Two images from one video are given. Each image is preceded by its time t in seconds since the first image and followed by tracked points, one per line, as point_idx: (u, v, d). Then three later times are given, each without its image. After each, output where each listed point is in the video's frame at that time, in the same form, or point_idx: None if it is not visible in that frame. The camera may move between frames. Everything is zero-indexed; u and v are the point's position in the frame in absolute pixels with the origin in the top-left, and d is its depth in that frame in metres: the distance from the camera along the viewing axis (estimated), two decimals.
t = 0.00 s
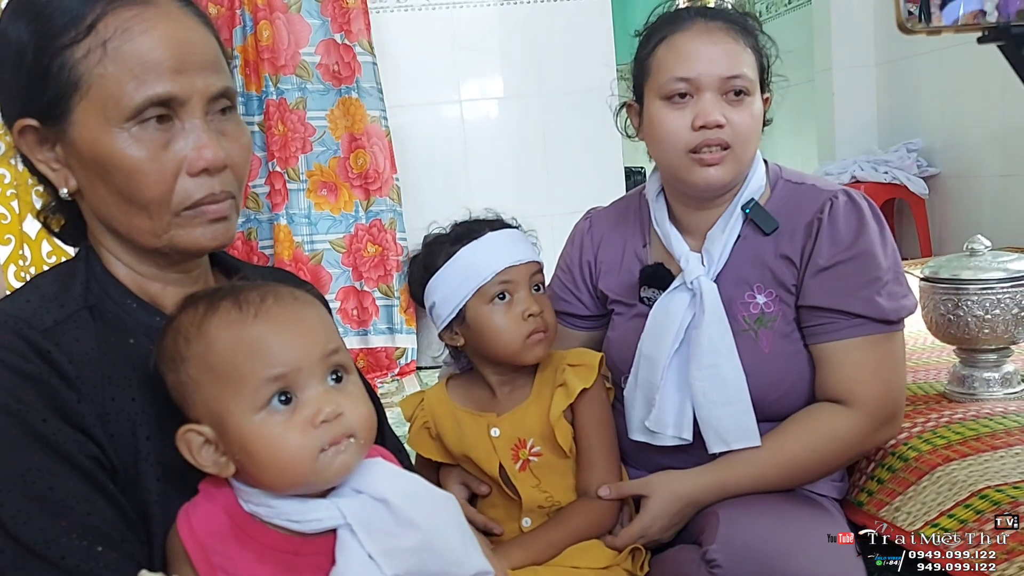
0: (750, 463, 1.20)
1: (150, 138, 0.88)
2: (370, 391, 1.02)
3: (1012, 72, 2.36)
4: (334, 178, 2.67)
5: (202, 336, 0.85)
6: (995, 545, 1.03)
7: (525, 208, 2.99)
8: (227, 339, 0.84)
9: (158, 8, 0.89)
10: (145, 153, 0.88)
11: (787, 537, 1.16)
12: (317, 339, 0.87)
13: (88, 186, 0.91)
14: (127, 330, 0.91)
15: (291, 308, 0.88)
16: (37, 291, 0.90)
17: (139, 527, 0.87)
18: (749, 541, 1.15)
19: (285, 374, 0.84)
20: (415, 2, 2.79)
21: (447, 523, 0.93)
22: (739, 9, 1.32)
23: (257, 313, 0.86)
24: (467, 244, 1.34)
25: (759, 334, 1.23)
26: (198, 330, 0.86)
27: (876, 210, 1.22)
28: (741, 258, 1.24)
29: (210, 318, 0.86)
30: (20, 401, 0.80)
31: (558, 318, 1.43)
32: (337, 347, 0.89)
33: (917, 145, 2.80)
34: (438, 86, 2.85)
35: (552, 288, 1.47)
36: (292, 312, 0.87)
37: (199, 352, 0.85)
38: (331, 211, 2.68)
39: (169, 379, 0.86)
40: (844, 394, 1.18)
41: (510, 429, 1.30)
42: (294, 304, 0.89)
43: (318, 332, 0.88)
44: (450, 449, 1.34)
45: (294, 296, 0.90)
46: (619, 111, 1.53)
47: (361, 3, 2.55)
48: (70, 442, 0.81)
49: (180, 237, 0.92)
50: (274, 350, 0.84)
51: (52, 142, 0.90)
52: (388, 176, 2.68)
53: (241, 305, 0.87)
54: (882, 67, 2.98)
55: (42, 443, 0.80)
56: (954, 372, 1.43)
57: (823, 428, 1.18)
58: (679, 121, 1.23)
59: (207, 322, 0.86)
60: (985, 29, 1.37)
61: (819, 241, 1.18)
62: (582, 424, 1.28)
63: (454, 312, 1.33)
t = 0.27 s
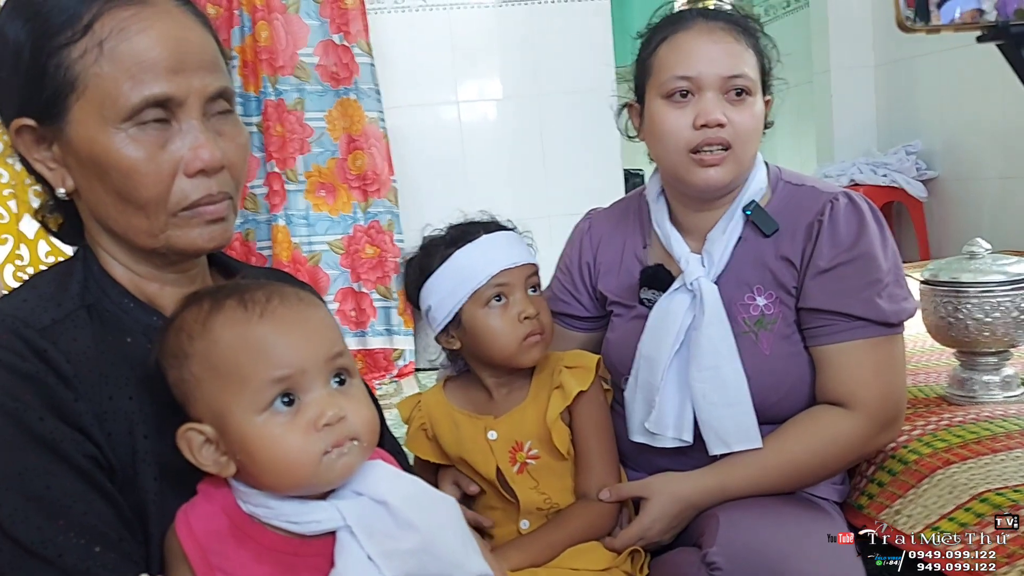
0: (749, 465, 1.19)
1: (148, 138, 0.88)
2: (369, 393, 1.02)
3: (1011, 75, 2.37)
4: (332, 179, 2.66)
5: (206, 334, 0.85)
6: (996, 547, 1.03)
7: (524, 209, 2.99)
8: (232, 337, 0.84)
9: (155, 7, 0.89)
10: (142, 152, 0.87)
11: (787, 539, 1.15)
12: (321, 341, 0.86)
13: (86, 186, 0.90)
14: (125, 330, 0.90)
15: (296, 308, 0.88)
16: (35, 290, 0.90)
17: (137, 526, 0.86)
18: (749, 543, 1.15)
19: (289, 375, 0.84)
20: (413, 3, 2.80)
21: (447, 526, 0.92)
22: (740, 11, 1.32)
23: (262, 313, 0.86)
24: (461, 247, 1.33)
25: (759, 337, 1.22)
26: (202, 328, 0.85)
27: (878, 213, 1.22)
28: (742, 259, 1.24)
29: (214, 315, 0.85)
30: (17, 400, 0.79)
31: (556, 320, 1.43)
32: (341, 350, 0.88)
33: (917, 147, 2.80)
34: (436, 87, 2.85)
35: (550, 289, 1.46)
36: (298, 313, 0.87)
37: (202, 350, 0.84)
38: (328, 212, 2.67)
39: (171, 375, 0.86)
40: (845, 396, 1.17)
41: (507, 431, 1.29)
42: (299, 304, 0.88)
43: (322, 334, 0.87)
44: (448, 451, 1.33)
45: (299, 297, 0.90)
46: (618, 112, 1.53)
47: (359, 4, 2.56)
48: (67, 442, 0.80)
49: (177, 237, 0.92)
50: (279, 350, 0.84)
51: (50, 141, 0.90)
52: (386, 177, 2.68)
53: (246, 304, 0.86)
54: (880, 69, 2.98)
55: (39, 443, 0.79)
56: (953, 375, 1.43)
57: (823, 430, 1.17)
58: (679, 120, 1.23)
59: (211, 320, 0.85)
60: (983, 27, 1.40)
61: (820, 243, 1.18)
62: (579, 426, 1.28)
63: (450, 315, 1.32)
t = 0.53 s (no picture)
0: (752, 469, 1.19)
1: (148, 138, 0.87)
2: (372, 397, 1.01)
3: (1012, 81, 2.37)
4: (331, 181, 2.65)
5: (211, 334, 0.84)
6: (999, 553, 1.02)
7: (524, 212, 2.99)
8: (237, 338, 0.83)
9: (156, 7, 0.88)
10: (142, 153, 0.87)
11: (789, 544, 1.15)
12: (327, 344, 0.86)
13: (85, 186, 0.90)
14: (125, 330, 0.89)
15: (302, 310, 0.87)
16: (33, 291, 0.89)
17: (134, 529, 0.85)
18: (751, 547, 1.15)
19: (294, 377, 0.83)
20: (414, 5, 2.79)
21: (449, 530, 0.92)
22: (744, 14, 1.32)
23: (268, 314, 0.85)
24: (462, 251, 1.32)
25: (763, 341, 1.22)
26: (207, 328, 0.85)
27: (883, 218, 1.21)
28: (746, 263, 1.24)
29: (219, 316, 0.85)
30: (15, 402, 0.78)
31: (558, 322, 1.43)
32: (346, 353, 0.88)
33: (917, 153, 2.80)
34: (436, 89, 2.85)
35: (552, 292, 1.46)
36: (304, 316, 0.86)
37: (207, 350, 0.84)
38: (328, 214, 2.66)
39: (173, 375, 0.85)
40: (850, 401, 1.17)
41: (508, 434, 1.29)
42: (305, 306, 0.88)
43: (328, 337, 0.86)
44: (450, 453, 1.33)
45: (305, 299, 0.89)
46: (622, 114, 1.53)
47: (360, 6, 2.54)
48: (65, 444, 0.79)
49: (178, 238, 0.91)
50: (284, 352, 0.83)
51: (49, 142, 0.89)
52: (385, 180, 2.66)
53: (252, 305, 0.86)
54: (881, 74, 2.99)
55: (37, 445, 0.78)
56: (956, 381, 1.42)
57: (828, 435, 1.17)
58: (684, 121, 1.23)
59: (215, 320, 0.85)
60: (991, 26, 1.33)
61: (825, 248, 1.18)
62: (582, 430, 1.27)
63: (449, 319, 1.32)
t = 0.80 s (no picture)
0: (753, 475, 1.19)
1: (148, 141, 0.87)
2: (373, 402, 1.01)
3: (1012, 88, 2.38)
4: (332, 185, 2.65)
5: (213, 339, 0.84)
6: (1000, 560, 1.02)
7: (525, 217, 2.99)
8: (239, 343, 0.83)
9: (157, 10, 0.89)
10: (143, 156, 0.87)
11: (789, 550, 1.14)
12: (329, 349, 0.86)
13: (85, 189, 0.89)
14: (125, 333, 0.89)
15: (303, 315, 0.87)
16: (34, 293, 0.89)
17: (134, 533, 0.85)
18: (751, 553, 1.14)
19: (296, 382, 0.83)
20: (416, 9, 2.79)
21: (449, 537, 0.92)
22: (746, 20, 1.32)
23: (270, 318, 0.85)
24: (462, 255, 1.32)
25: (765, 347, 1.22)
26: (209, 333, 0.84)
27: (883, 224, 1.22)
28: (747, 269, 1.24)
29: (222, 321, 0.85)
30: (15, 405, 0.78)
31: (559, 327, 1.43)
32: (349, 358, 0.88)
33: (917, 160, 2.81)
34: (437, 94, 2.85)
35: (553, 297, 1.46)
36: (305, 319, 0.87)
37: (209, 355, 0.84)
38: (328, 218, 2.66)
39: (175, 381, 0.85)
40: (850, 408, 1.17)
41: (507, 439, 1.29)
42: (307, 311, 0.88)
43: (330, 342, 0.87)
44: (448, 458, 1.32)
45: (308, 304, 0.89)
46: (624, 119, 1.53)
47: (362, 10, 2.55)
48: (64, 447, 0.79)
49: (178, 241, 0.91)
50: (286, 356, 0.83)
51: (50, 144, 0.89)
52: (386, 184, 2.66)
53: (254, 310, 0.86)
54: (881, 81, 2.99)
55: (36, 448, 0.78)
56: (956, 388, 1.42)
57: (828, 442, 1.17)
58: (685, 127, 1.23)
59: (218, 326, 0.85)
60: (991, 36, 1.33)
61: (826, 254, 1.18)
62: (581, 435, 1.27)
63: (448, 323, 1.32)
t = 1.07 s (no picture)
0: (751, 479, 1.19)
1: (142, 140, 0.87)
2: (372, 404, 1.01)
3: (1013, 92, 2.37)
4: (332, 185, 2.65)
5: (212, 341, 0.84)
6: (999, 566, 1.02)
7: (525, 218, 2.98)
8: (238, 346, 0.83)
9: (151, 8, 0.89)
10: (136, 154, 0.86)
11: (788, 554, 1.14)
12: (330, 354, 0.86)
13: (80, 188, 0.89)
14: (120, 331, 0.89)
15: (303, 318, 0.87)
16: (30, 291, 0.89)
17: (128, 533, 0.84)
18: (749, 557, 1.14)
19: (296, 387, 0.83)
20: (416, 9, 2.79)
21: (446, 544, 0.92)
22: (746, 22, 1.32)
23: (270, 322, 0.85)
24: (459, 256, 1.32)
25: (764, 350, 1.22)
26: (208, 335, 0.84)
27: (883, 227, 1.21)
28: (747, 272, 1.24)
29: (221, 323, 0.85)
30: (10, 403, 0.79)
31: (558, 329, 1.43)
32: (349, 363, 0.88)
33: (918, 162, 2.81)
34: (437, 94, 2.85)
35: (552, 299, 1.46)
36: (306, 323, 0.86)
37: (208, 358, 0.83)
38: (329, 218, 2.65)
39: (173, 383, 0.85)
40: (849, 411, 1.17)
41: (505, 442, 1.29)
42: (307, 314, 0.88)
43: (331, 345, 0.86)
44: (446, 459, 1.32)
45: (309, 307, 0.89)
46: (625, 121, 1.53)
47: (363, 10, 2.55)
48: (58, 445, 0.79)
49: (172, 239, 0.90)
50: (285, 361, 0.83)
51: (44, 143, 0.89)
52: (386, 184, 2.66)
53: (255, 312, 0.86)
54: (882, 84, 2.98)
55: (30, 447, 0.79)
56: (956, 392, 1.42)
57: (827, 445, 1.17)
58: (684, 128, 1.23)
59: (217, 329, 0.84)
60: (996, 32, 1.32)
61: (826, 258, 1.18)
62: (580, 439, 1.27)
63: (445, 324, 1.32)
